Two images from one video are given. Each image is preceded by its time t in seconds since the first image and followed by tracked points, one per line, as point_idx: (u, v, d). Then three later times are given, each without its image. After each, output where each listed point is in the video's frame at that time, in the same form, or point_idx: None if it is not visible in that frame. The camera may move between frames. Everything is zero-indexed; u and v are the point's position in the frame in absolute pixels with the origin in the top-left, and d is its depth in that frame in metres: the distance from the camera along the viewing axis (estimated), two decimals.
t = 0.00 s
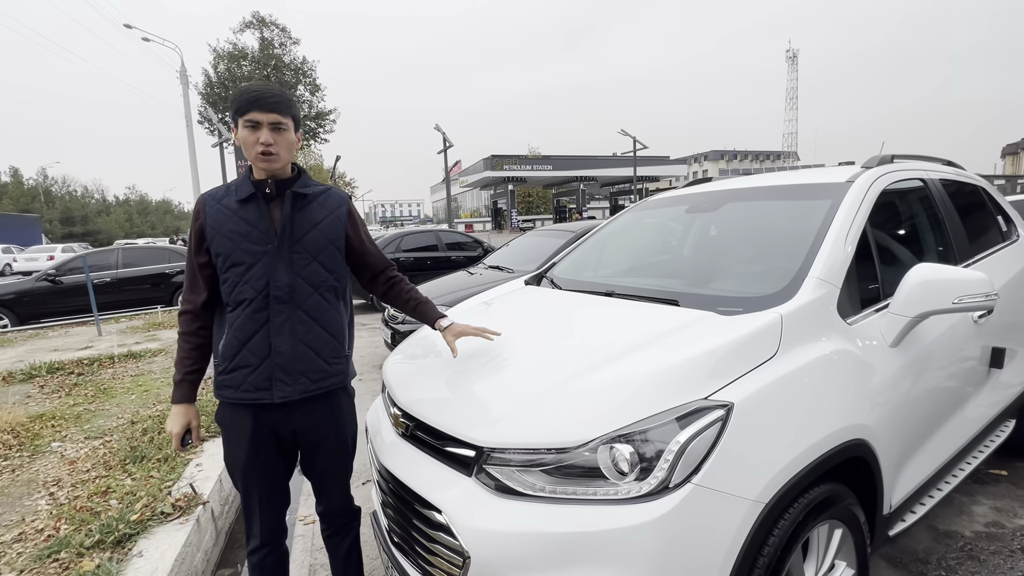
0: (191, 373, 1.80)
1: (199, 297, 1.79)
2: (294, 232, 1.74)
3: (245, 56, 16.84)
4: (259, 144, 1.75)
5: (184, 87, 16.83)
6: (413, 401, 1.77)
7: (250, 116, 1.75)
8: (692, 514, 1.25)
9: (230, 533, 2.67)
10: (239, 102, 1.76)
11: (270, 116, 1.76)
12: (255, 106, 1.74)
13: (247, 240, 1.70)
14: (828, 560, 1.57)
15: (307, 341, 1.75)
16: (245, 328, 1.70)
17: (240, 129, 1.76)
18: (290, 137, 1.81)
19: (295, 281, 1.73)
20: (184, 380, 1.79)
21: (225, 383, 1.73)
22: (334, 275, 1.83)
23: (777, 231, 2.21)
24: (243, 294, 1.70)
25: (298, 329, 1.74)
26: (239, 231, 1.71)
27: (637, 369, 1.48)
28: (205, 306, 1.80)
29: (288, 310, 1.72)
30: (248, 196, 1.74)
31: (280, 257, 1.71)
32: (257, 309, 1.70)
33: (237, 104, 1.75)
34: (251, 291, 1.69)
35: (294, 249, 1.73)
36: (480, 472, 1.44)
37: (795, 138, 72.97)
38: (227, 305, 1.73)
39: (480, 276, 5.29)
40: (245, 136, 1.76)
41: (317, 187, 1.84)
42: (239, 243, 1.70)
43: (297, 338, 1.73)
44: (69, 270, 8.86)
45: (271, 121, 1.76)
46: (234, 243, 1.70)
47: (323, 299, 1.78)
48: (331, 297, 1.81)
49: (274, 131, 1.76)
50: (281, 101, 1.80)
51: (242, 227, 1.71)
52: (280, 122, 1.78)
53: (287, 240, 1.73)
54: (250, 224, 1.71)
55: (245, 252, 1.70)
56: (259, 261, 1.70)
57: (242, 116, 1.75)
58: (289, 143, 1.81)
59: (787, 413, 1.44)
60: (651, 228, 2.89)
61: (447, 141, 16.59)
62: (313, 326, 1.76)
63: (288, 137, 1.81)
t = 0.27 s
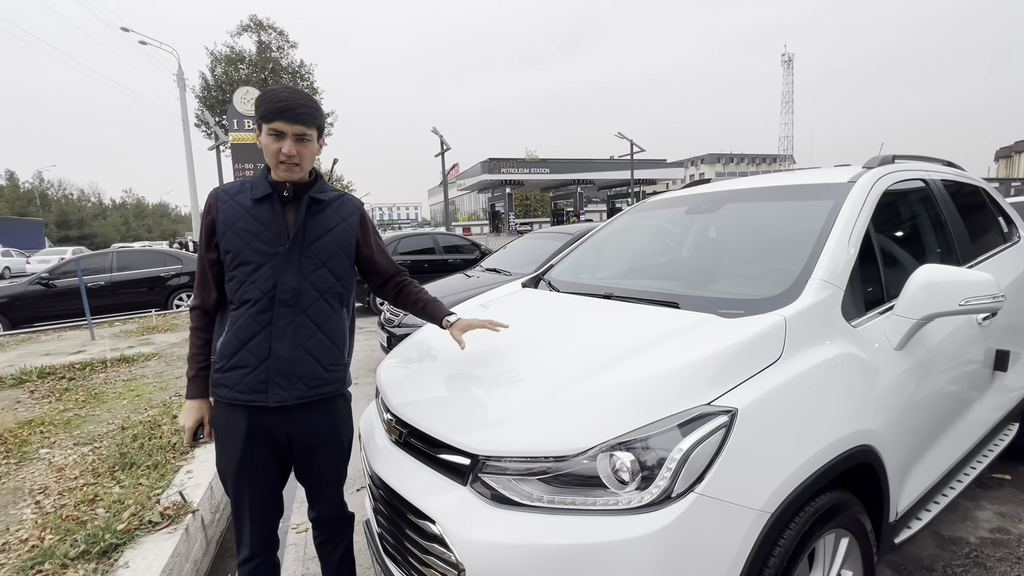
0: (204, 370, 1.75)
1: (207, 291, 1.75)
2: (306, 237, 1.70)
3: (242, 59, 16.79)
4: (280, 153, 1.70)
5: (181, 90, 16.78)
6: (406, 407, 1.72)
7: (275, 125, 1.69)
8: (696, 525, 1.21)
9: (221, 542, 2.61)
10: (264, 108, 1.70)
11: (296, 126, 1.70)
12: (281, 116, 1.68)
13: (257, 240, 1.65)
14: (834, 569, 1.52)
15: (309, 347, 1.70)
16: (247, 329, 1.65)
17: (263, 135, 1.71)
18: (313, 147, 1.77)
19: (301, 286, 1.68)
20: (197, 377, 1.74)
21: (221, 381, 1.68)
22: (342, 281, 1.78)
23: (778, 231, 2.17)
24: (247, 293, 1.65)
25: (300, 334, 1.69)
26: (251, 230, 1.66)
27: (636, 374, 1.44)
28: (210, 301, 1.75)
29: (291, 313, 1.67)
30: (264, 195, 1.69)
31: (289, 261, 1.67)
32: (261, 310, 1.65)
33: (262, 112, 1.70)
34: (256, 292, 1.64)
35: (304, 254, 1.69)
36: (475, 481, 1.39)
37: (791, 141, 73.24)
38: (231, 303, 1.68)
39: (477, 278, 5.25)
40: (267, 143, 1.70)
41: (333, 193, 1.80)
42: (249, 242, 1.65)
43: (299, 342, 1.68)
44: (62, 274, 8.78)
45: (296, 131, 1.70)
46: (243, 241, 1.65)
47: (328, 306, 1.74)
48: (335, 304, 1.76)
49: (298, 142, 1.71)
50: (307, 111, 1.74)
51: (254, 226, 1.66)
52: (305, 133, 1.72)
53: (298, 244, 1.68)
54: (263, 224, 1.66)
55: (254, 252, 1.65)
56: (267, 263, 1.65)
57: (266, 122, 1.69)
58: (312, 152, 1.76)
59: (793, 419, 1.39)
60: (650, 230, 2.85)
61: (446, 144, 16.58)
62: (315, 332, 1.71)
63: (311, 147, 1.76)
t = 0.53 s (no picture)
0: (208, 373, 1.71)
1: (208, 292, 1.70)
2: (311, 240, 1.66)
3: (236, 59, 16.70)
4: (293, 156, 1.65)
5: (174, 90, 16.67)
6: (399, 412, 1.68)
7: (290, 128, 1.63)
8: (697, 534, 1.18)
9: (211, 549, 2.56)
10: (279, 108, 1.64)
11: (311, 131, 1.65)
12: (296, 120, 1.62)
13: (263, 243, 1.61)
14: None
15: (312, 351, 1.66)
16: (249, 332, 1.61)
17: (275, 136, 1.65)
18: (325, 151, 1.72)
19: (306, 290, 1.65)
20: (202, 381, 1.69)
21: (220, 385, 1.64)
22: (346, 286, 1.75)
23: (777, 233, 2.15)
24: (251, 296, 1.61)
25: (304, 338, 1.65)
26: (255, 232, 1.62)
27: (635, 379, 1.41)
28: (211, 302, 1.71)
29: (295, 317, 1.64)
30: (270, 197, 1.64)
31: (295, 265, 1.63)
32: (264, 314, 1.61)
33: (275, 113, 1.63)
34: (260, 295, 1.61)
35: (310, 258, 1.66)
36: (472, 489, 1.36)
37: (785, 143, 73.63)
38: (233, 305, 1.64)
39: (472, 280, 5.21)
40: (279, 144, 1.64)
41: (341, 196, 1.77)
42: (255, 244, 1.61)
43: (303, 347, 1.65)
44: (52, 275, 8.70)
45: (310, 136, 1.65)
46: (248, 243, 1.61)
47: (333, 310, 1.71)
48: (339, 308, 1.73)
49: (312, 147, 1.66)
50: (325, 115, 1.68)
51: (259, 228, 1.62)
52: (320, 138, 1.67)
53: (303, 248, 1.65)
54: (269, 226, 1.62)
55: (258, 254, 1.61)
56: (271, 265, 1.61)
57: (280, 124, 1.63)
58: (323, 156, 1.72)
59: (795, 424, 1.37)
60: (646, 231, 2.83)
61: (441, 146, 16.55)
62: (319, 336, 1.68)
63: (323, 150, 1.71)
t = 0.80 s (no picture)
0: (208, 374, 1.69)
1: (208, 294, 1.69)
2: (311, 241, 1.66)
3: (228, 58, 16.59)
4: (292, 154, 1.65)
5: (164, 89, 16.54)
6: (395, 413, 1.68)
7: (289, 125, 1.64)
8: (694, 533, 1.19)
9: (205, 552, 2.55)
10: (277, 106, 1.65)
11: (310, 128, 1.66)
12: (295, 116, 1.64)
13: (263, 243, 1.61)
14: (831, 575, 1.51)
15: (313, 352, 1.66)
16: (250, 333, 1.60)
17: (275, 134, 1.65)
18: (324, 150, 1.72)
19: (307, 290, 1.64)
20: (201, 383, 1.68)
21: (220, 386, 1.62)
22: (346, 286, 1.75)
23: (771, 233, 2.17)
24: (252, 297, 1.60)
25: (305, 339, 1.65)
26: (255, 232, 1.61)
27: (631, 380, 1.42)
28: (210, 303, 1.69)
29: (296, 318, 1.63)
30: (270, 197, 1.64)
31: (295, 266, 1.62)
32: (265, 314, 1.60)
33: (275, 111, 1.64)
34: (261, 296, 1.60)
35: (310, 258, 1.65)
36: (469, 490, 1.36)
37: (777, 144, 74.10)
38: (233, 306, 1.63)
39: (466, 281, 5.21)
40: (279, 142, 1.65)
41: (340, 197, 1.76)
42: (255, 245, 1.60)
43: (303, 348, 1.64)
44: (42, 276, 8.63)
45: (308, 133, 1.66)
46: (248, 243, 1.60)
47: (333, 311, 1.71)
48: (340, 308, 1.73)
49: (310, 144, 1.67)
50: (324, 114, 1.69)
51: (259, 229, 1.61)
52: (318, 135, 1.68)
53: (303, 249, 1.64)
54: (269, 227, 1.62)
55: (258, 255, 1.60)
56: (271, 266, 1.60)
57: (279, 122, 1.64)
58: (322, 154, 1.72)
59: (790, 424, 1.38)
60: (641, 231, 2.84)
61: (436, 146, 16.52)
62: (320, 337, 1.67)
63: (322, 149, 1.71)
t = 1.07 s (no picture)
0: (199, 373, 1.69)
1: (201, 294, 1.70)
2: (302, 236, 1.66)
3: (219, 56, 16.49)
4: (277, 149, 1.65)
5: (155, 87, 16.42)
6: (390, 410, 1.69)
7: (271, 120, 1.65)
8: (684, 526, 1.21)
9: (199, 551, 2.55)
10: (259, 103, 1.66)
11: (293, 121, 1.66)
12: (277, 110, 1.64)
13: (254, 240, 1.61)
14: (819, 566, 1.54)
15: (308, 348, 1.67)
16: (244, 331, 1.61)
17: (257, 131, 1.66)
18: (309, 143, 1.72)
19: (300, 286, 1.65)
20: (191, 381, 1.68)
21: (216, 385, 1.63)
22: (340, 281, 1.75)
23: (762, 232, 2.20)
24: (245, 295, 1.61)
25: (299, 335, 1.65)
26: (246, 230, 1.62)
27: (624, 375, 1.44)
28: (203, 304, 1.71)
29: (290, 314, 1.64)
30: (260, 195, 1.65)
31: (287, 261, 1.63)
32: (258, 311, 1.61)
33: (257, 107, 1.65)
34: (254, 293, 1.60)
35: (302, 254, 1.66)
36: (463, 485, 1.37)
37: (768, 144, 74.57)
38: (227, 304, 1.64)
39: (461, 279, 5.22)
40: (262, 139, 1.65)
41: (328, 191, 1.77)
42: (246, 242, 1.61)
43: (298, 343, 1.65)
44: (31, 275, 8.56)
45: (291, 126, 1.66)
46: (239, 241, 1.61)
47: (327, 306, 1.71)
48: (334, 303, 1.74)
49: (294, 137, 1.67)
50: (306, 107, 1.70)
51: (249, 227, 1.62)
52: (302, 129, 1.68)
53: (294, 244, 1.65)
54: (259, 224, 1.62)
55: (250, 252, 1.61)
56: (264, 263, 1.61)
57: (261, 118, 1.65)
58: (307, 149, 1.72)
59: (779, 418, 1.41)
60: (634, 230, 2.86)
61: (429, 145, 16.48)
62: (314, 332, 1.68)
63: (307, 143, 1.71)
